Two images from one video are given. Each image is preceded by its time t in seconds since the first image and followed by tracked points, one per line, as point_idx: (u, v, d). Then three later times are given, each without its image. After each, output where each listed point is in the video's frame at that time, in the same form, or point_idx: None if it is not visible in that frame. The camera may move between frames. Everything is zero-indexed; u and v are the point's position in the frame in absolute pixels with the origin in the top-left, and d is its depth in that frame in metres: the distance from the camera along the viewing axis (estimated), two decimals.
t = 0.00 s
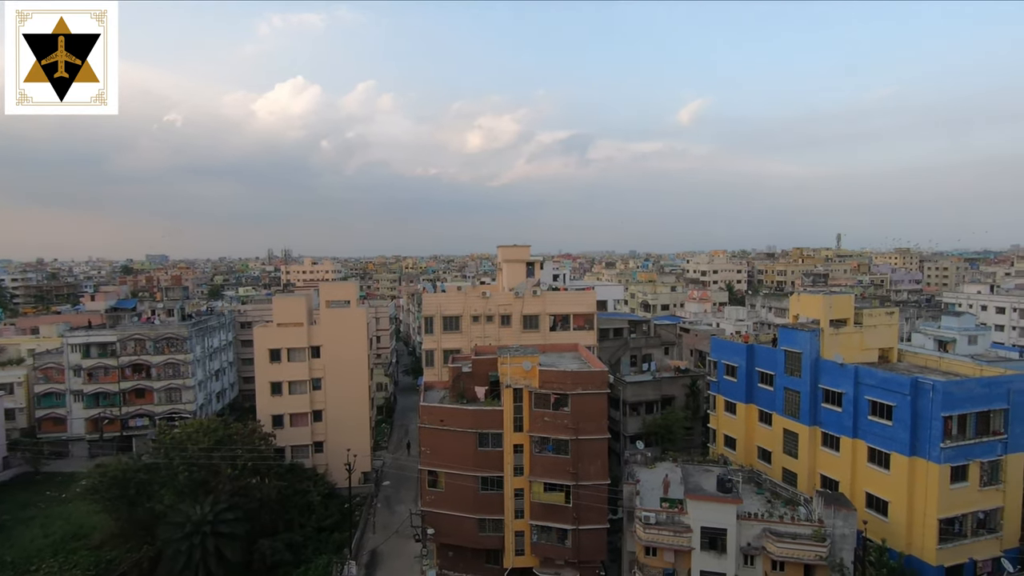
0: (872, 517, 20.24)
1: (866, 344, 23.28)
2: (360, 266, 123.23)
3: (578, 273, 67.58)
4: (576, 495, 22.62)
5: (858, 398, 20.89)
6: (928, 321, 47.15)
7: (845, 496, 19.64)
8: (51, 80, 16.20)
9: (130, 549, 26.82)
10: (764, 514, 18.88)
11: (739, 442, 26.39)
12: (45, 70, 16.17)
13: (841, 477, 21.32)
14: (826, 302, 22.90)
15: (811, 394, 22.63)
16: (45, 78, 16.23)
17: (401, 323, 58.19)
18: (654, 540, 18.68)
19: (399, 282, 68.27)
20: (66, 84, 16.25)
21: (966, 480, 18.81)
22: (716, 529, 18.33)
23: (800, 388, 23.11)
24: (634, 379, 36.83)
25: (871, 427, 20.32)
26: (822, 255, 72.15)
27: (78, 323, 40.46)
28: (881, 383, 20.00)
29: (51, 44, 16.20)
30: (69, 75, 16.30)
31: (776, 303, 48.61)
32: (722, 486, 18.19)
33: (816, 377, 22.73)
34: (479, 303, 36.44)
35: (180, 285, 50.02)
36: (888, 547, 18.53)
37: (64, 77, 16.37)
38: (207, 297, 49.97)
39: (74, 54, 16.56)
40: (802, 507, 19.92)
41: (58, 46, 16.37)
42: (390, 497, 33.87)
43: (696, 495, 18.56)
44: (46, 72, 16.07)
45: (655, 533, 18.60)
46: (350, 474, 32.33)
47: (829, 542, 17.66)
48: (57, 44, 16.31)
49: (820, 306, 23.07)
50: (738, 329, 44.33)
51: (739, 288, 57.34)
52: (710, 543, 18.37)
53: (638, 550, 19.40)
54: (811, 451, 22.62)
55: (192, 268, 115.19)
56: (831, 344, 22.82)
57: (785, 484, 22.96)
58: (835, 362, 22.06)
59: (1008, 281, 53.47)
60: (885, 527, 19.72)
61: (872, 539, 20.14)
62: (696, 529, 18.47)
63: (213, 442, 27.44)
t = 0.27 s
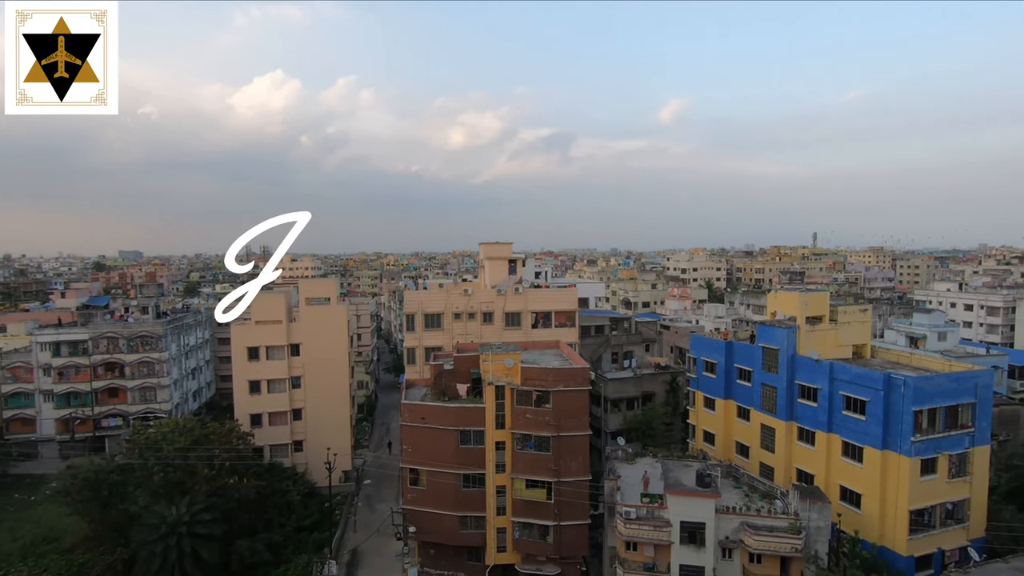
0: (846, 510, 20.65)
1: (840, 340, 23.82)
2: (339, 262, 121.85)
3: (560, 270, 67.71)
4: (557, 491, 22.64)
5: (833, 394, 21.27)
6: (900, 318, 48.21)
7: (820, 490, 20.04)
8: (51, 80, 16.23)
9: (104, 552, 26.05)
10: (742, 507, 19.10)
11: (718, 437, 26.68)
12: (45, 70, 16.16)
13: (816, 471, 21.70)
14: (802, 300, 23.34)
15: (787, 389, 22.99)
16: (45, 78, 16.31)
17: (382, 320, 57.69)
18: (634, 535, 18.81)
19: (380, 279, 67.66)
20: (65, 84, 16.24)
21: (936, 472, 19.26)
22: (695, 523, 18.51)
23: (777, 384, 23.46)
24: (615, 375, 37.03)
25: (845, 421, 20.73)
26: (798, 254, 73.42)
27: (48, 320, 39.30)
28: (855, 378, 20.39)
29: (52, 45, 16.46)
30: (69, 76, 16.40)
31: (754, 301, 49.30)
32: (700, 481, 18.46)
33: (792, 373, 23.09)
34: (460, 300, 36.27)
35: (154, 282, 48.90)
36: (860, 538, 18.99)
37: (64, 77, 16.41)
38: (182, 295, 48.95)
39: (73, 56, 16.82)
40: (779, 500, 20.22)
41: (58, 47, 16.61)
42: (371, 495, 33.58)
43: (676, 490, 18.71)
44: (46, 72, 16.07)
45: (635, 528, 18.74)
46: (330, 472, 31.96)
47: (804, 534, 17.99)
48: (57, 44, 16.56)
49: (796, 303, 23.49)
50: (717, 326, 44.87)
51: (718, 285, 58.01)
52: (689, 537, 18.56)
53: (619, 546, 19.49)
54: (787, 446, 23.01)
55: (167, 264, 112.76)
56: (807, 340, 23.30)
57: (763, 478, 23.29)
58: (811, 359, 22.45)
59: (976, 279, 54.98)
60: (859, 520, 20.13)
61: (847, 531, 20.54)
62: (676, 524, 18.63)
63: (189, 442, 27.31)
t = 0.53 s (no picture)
0: (830, 504, 20.94)
1: (824, 338, 24.13)
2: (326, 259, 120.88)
3: (548, 268, 67.77)
4: (544, 488, 22.69)
5: (817, 390, 21.49)
6: (883, 315, 48.96)
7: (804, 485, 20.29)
8: (52, 80, 16.08)
9: (86, 553, 25.45)
10: (728, 503, 19.21)
11: (705, 434, 26.87)
12: (45, 69, 16.01)
13: (801, 466, 21.94)
14: (788, 298, 23.56)
15: (773, 386, 23.18)
16: (46, 78, 16.15)
17: (370, 318, 57.36)
18: (621, 532, 18.94)
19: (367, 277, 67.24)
20: (66, 84, 16.03)
21: (916, 467, 19.57)
22: (682, 519, 18.67)
23: (763, 381, 23.66)
24: (603, 373, 37.16)
25: (829, 417, 20.97)
26: (783, 252, 74.23)
27: (28, 318, 38.53)
28: (839, 375, 20.61)
29: (52, 45, 16.19)
30: (69, 76, 16.22)
31: (740, 298, 49.74)
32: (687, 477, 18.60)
33: (777, 370, 23.27)
34: (449, 298, 36.12)
35: (138, 279, 48.15)
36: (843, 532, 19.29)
37: (64, 76, 16.28)
38: (166, 292, 48.26)
39: (73, 54, 16.50)
40: (764, 495, 20.38)
41: (58, 47, 16.34)
42: (358, 493, 33.36)
43: (662, 486, 18.86)
44: (47, 71, 15.94)
45: (622, 524, 18.83)
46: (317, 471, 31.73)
47: (789, 529, 18.19)
48: (57, 44, 16.29)
49: (782, 301, 23.72)
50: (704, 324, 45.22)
51: (705, 283, 58.42)
52: (676, 532, 18.71)
53: (606, 542, 19.53)
54: (772, 442, 23.23)
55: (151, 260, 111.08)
56: (793, 338, 23.57)
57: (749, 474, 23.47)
58: (796, 356, 22.66)
59: (956, 277, 55.99)
60: (841, 514, 20.41)
61: (830, 525, 20.83)
62: (663, 520, 18.76)
63: (174, 441, 26.83)
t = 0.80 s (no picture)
0: (822, 502, 21.08)
1: (818, 336, 24.23)
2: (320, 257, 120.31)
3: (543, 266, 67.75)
4: (539, 486, 22.69)
5: (810, 388, 21.57)
6: (875, 314, 49.28)
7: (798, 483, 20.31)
8: (51, 80, 15.93)
9: (78, 552, 25.44)
10: (721, 500, 19.27)
11: (699, 432, 26.93)
12: (45, 69, 15.88)
13: (794, 464, 22.02)
14: (782, 296, 23.62)
15: (767, 384, 23.26)
16: (45, 78, 15.98)
17: (364, 316, 57.21)
18: (615, 529, 18.95)
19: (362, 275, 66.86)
20: (66, 84, 15.89)
21: (908, 465, 19.68)
22: (676, 517, 18.69)
23: (757, 379, 23.73)
24: (598, 371, 37.12)
25: (822, 415, 21.06)
26: (776, 251, 74.57)
27: (19, 316, 38.20)
28: (832, 373, 20.69)
29: (51, 44, 16.01)
30: (70, 76, 16.11)
31: (735, 297, 49.90)
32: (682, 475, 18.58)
33: (771, 368, 23.34)
34: (444, 296, 36.03)
35: (130, 277, 47.77)
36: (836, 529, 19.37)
37: (64, 76, 16.15)
38: (159, 290, 47.93)
39: (73, 54, 16.35)
40: (758, 493, 20.41)
41: (58, 46, 16.17)
42: (353, 492, 33.27)
43: (656, 484, 18.89)
44: (47, 72, 15.81)
45: (617, 522, 18.87)
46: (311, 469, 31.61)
47: (782, 526, 18.22)
48: (56, 44, 16.12)
49: (776, 299, 23.79)
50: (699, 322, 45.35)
51: (699, 282, 58.57)
52: (670, 530, 18.75)
53: (601, 540, 19.64)
54: (766, 439, 23.32)
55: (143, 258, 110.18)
56: (786, 336, 23.65)
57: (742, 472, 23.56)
58: (790, 354, 22.74)
59: (948, 276, 56.40)
60: (833, 511, 20.57)
61: (822, 522, 20.99)
62: (657, 518, 18.80)
63: (167, 440, 26.50)
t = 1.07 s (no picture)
0: (829, 502, 20.92)
1: (825, 335, 24.14)
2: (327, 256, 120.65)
3: (549, 265, 67.71)
4: (544, 485, 22.73)
5: (817, 388, 21.51)
6: (883, 314, 48.95)
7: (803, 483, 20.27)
8: (52, 80, 16.06)
9: (88, 548, 25.37)
10: (727, 500, 19.24)
11: (705, 431, 26.85)
12: (45, 69, 16.01)
13: (800, 464, 21.94)
14: (789, 296, 23.54)
15: (773, 384, 23.18)
16: (45, 78, 16.11)
17: (370, 314, 57.41)
18: (621, 529, 18.86)
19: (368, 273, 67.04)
20: (66, 84, 16.02)
21: (916, 465, 19.59)
22: (681, 516, 18.68)
23: (763, 379, 23.66)
24: (603, 370, 37.13)
25: (829, 415, 20.99)
26: (783, 250, 74.17)
27: (29, 313, 38.58)
28: (839, 373, 20.63)
29: (51, 44, 16.14)
30: (69, 75, 16.23)
31: (741, 296, 49.73)
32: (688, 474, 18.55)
33: (777, 368, 23.27)
34: (449, 295, 36.09)
35: (139, 275, 48.09)
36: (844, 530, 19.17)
37: (63, 76, 16.28)
38: (167, 288, 48.24)
39: (73, 54, 16.48)
40: (763, 493, 20.38)
41: (58, 46, 16.30)
42: (359, 489, 33.44)
43: (662, 484, 18.87)
44: (47, 71, 15.94)
45: (622, 521, 18.78)
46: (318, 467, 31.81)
47: (789, 526, 18.15)
48: (57, 44, 16.26)
49: (783, 299, 23.72)
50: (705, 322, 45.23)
51: (706, 281, 58.40)
52: (676, 529, 18.73)
53: (606, 539, 19.57)
54: (772, 439, 23.24)
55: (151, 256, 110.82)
56: (793, 336, 23.57)
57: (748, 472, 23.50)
58: (797, 354, 22.63)
59: (956, 276, 56.01)
60: (840, 512, 20.44)
61: (829, 523, 20.82)
62: (662, 517, 18.76)
63: (175, 437, 26.86)
